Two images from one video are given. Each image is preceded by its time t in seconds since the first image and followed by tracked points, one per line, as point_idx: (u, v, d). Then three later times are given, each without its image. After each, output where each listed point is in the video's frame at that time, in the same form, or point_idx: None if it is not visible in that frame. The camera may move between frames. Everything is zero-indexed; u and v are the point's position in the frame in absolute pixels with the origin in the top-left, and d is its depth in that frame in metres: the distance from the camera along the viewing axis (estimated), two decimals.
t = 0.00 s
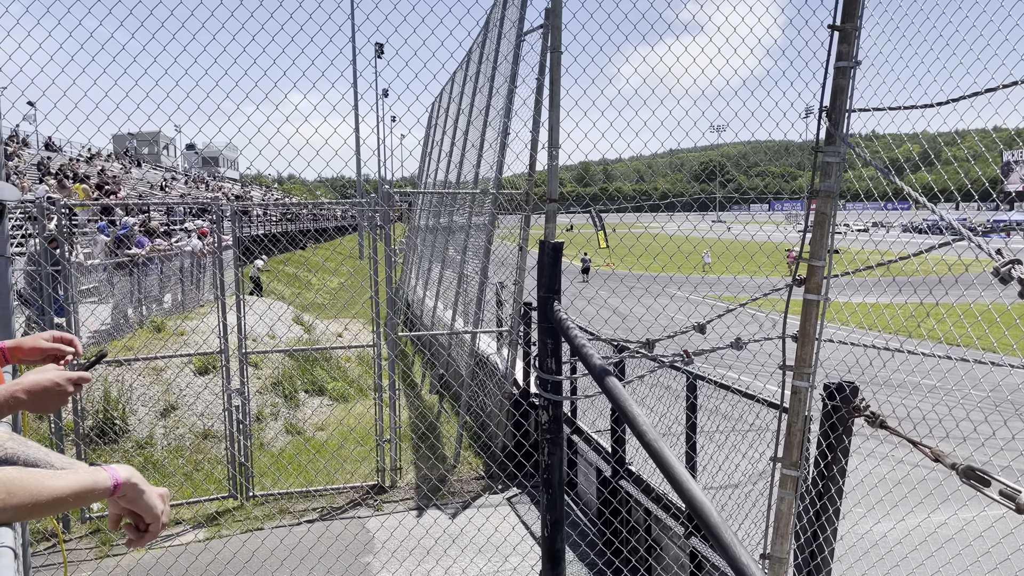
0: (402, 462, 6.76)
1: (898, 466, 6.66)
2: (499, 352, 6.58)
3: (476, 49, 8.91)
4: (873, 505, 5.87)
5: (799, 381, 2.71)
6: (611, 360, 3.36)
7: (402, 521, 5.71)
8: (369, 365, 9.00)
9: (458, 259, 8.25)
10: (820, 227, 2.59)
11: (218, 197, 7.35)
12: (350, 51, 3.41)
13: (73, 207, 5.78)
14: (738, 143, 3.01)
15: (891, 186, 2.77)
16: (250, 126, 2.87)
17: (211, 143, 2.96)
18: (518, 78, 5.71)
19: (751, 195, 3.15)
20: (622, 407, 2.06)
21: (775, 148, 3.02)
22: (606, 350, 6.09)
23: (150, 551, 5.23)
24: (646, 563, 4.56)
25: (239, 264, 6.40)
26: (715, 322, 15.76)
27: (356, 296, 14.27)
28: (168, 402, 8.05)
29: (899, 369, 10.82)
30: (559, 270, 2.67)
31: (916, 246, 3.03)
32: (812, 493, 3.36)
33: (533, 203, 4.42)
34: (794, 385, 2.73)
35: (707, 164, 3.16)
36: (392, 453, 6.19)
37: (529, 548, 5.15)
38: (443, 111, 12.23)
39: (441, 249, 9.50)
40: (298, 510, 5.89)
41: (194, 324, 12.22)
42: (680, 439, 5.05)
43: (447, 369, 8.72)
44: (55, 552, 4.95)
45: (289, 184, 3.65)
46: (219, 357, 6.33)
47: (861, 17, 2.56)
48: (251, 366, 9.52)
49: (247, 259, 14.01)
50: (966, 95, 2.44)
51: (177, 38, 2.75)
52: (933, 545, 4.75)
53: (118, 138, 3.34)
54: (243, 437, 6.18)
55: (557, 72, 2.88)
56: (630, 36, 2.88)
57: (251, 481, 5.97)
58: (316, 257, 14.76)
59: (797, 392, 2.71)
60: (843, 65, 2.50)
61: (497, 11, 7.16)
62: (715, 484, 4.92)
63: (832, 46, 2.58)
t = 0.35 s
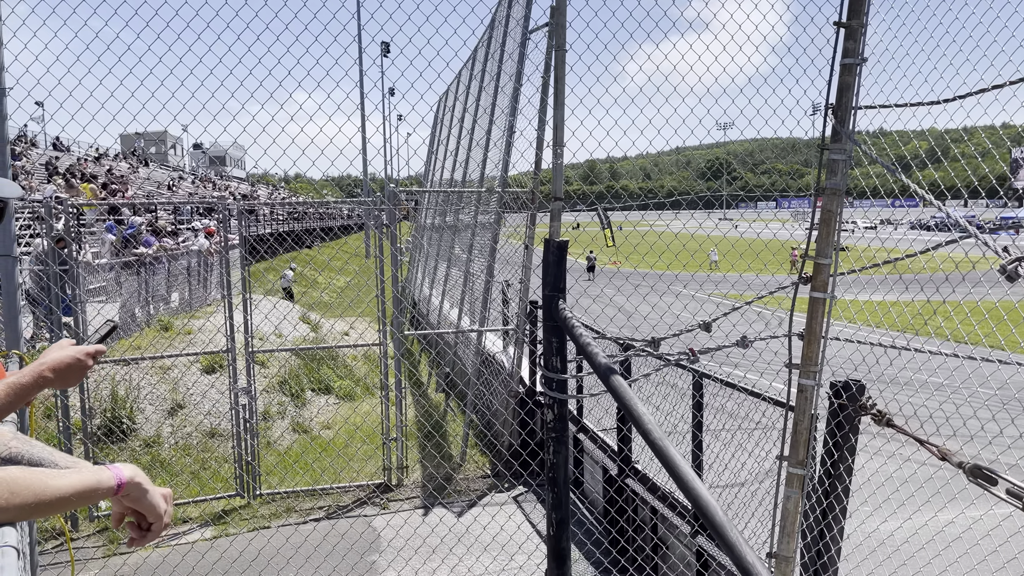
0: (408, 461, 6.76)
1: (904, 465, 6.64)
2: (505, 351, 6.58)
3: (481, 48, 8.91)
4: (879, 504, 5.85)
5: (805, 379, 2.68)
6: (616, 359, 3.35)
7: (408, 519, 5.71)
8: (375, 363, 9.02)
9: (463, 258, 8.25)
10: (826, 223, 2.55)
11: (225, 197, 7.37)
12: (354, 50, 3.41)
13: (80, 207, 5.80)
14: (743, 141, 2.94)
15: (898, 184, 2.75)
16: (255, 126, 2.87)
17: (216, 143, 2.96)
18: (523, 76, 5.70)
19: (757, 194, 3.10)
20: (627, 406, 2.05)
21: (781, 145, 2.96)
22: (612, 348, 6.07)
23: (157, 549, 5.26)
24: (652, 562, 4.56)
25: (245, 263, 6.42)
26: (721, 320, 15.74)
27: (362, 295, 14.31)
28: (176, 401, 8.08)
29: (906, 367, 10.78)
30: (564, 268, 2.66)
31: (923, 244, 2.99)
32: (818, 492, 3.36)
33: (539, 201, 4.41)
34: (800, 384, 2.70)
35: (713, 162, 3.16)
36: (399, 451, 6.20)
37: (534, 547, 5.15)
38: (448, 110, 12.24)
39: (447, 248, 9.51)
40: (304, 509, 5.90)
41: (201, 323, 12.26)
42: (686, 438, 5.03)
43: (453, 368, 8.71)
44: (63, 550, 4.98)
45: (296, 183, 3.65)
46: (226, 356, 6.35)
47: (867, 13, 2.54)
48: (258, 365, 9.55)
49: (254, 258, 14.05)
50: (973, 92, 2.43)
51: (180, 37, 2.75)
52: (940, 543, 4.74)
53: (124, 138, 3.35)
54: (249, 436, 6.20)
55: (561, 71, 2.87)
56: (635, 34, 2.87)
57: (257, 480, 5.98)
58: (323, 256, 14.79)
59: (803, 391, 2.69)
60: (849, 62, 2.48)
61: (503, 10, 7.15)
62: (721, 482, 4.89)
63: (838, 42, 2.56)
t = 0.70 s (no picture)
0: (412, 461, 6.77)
1: (910, 465, 6.63)
2: (510, 351, 6.58)
3: (486, 49, 8.91)
4: (885, 504, 5.84)
5: (811, 380, 2.67)
6: (620, 360, 3.34)
7: (413, 519, 5.71)
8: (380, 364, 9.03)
9: (468, 258, 8.26)
10: (831, 223, 2.55)
11: (230, 198, 7.38)
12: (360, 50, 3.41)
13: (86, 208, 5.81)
14: (749, 141, 2.94)
15: (904, 185, 2.75)
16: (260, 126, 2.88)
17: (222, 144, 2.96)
18: (528, 77, 5.71)
19: (760, 194, 3.17)
20: (632, 406, 2.05)
21: (787, 145, 2.96)
22: (617, 349, 6.07)
23: (162, 550, 5.27)
24: (657, 563, 4.55)
25: (250, 264, 6.43)
26: (726, 321, 15.72)
27: (367, 295, 14.34)
28: (181, 401, 8.09)
29: (912, 367, 10.76)
30: (568, 269, 2.66)
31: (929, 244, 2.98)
32: (824, 492, 3.35)
33: (543, 202, 4.41)
34: (805, 384, 2.69)
35: (718, 162, 3.13)
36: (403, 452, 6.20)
37: (539, 548, 5.13)
38: (453, 111, 12.26)
39: (452, 249, 9.52)
40: (309, 509, 5.91)
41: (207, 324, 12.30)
42: (690, 439, 5.02)
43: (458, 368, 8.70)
44: (68, 551, 4.99)
45: (301, 184, 3.66)
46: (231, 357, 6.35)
47: (873, 13, 2.54)
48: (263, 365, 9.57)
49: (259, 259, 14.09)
50: (979, 92, 2.42)
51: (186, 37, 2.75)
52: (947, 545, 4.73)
53: (130, 139, 3.36)
54: (255, 436, 6.21)
55: (565, 71, 2.87)
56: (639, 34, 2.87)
57: (262, 480, 5.99)
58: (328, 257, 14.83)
59: (808, 392, 2.68)
60: (854, 62, 2.48)
61: (507, 10, 7.16)
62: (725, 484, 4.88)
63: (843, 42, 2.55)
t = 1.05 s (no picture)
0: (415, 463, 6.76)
1: (915, 468, 6.61)
2: (512, 353, 6.57)
3: (489, 51, 8.92)
4: (891, 507, 5.82)
5: (814, 382, 2.66)
6: (623, 361, 3.32)
7: (416, 522, 5.71)
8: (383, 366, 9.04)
9: (471, 260, 8.26)
10: (835, 225, 2.54)
11: (233, 200, 7.38)
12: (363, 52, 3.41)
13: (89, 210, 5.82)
14: (752, 143, 2.94)
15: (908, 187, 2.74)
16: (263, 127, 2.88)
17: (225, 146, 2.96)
18: (531, 78, 5.70)
19: (763, 196, 3.14)
20: (635, 408, 2.04)
21: (790, 147, 2.97)
22: (620, 350, 6.05)
23: (165, 552, 5.27)
24: (660, 565, 4.53)
25: (253, 266, 6.43)
26: (729, 323, 15.71)
27: (370, 298, 14.35)
28: (184, 403, 8.10)
29: (917, 369, 10.73)
30: (572, 270, 2.65)
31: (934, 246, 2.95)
32: (828, 495, 3.32)
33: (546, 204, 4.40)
34: (809, 387, 2.68)
35: (721, 164, 3.12)
36: (405, 454, 6.19)
37: (542, 551, 5.12)
38: (456, 113, 12.26)
39: (455, 251, 9.53)
40: (311, 512, 5.90)
41: (209, 326, 12.31)
42: (693, 442, 4.99)
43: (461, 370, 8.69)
44: (70, 554, 4.99)
45: (304, 186, 3.66)
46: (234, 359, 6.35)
47: (876, 14, 2.52)
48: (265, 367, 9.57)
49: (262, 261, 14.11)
50: (983, 94, 2.41)
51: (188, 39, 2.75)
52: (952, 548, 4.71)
53: (133, 141, 3.36)
54: (257, 438, 6.20)
55: (568, 73, 2.87)
56: (641, 36, 2.86)
57: (265, 483, 5.99)
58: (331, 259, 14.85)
59: (812, 394, 2.66)
60: (857, 63, 2.47)
61: (510, 12, 7.16)
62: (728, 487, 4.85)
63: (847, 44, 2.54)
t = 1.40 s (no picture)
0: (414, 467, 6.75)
1: (915, 472, 6.61)
2: (511, 357, 6.57)
3: (488, 55, 8.94)
4: (891, 511, 5.82)
5: (814, 386, 2.65)
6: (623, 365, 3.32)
7: (416, 526, 5.70)
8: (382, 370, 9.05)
9: (471, 264, 8.27)
10: (834, 229, 2.55)
11: (232, 204, 7.39)
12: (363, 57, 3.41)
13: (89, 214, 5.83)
14: (751, 147, 2.92)
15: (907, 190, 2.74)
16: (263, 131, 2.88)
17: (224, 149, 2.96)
18: (530, 83, 5.71)
19: (762, 200, 3.15)
20: (635, 411, 2.04)
21: (789, 151, 2.94)
22: (619, 354, 6.05)
23: (164, 556, 5.26)
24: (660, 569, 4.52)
25: (252, 270, 6.43)
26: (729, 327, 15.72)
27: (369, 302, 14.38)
28: (183, 407, 8.09)
29: (917, 373, 10.75)
30: (572, 274, 2.65)
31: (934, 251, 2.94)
32: (828, 499, 3.32)
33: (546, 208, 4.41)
34: (808, 391, 2.67)
35: (720, 168, 3.09)
36: (404, 458, 6.18)
37: (542, 555, 5.12)
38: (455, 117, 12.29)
39: (454, 254, 9.54)
40: (311, 516, 5.89)
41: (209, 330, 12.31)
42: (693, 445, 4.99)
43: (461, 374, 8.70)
44: (69, 558, 4.98)
45: (303, 190, 3.66)
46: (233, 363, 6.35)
47: (875, 19, 2.53)
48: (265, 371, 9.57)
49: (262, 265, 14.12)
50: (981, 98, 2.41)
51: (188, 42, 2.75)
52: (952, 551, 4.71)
53: (133, 146, 3.36)
54: (257, 442, 6.19)
55: (567, 78, 2.87)
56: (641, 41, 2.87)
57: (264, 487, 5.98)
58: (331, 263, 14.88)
59: (811, 398, 2.65)
60: (857, 67, 2.47)
61: (509, 17, 7.18)
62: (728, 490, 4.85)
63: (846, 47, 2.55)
